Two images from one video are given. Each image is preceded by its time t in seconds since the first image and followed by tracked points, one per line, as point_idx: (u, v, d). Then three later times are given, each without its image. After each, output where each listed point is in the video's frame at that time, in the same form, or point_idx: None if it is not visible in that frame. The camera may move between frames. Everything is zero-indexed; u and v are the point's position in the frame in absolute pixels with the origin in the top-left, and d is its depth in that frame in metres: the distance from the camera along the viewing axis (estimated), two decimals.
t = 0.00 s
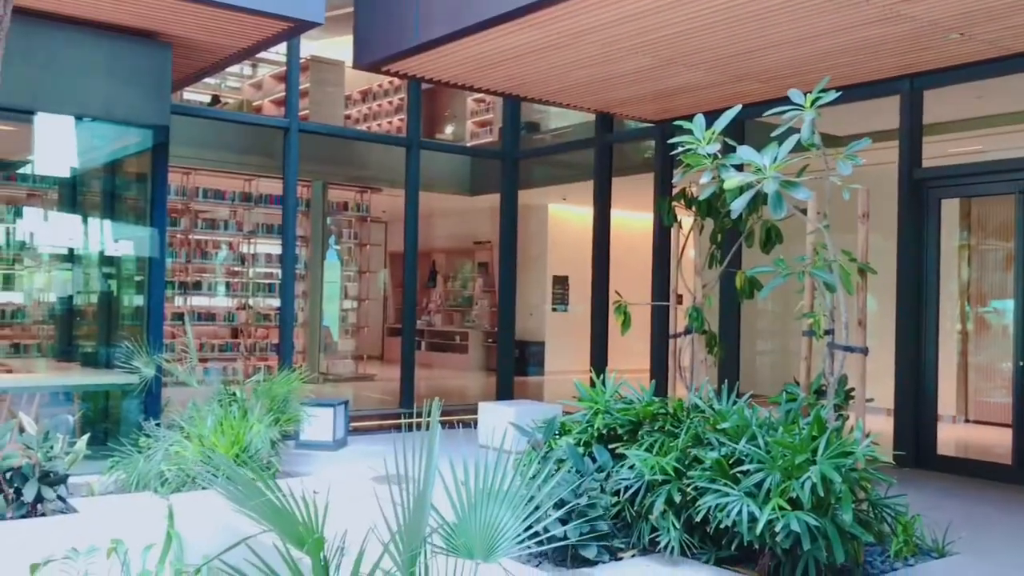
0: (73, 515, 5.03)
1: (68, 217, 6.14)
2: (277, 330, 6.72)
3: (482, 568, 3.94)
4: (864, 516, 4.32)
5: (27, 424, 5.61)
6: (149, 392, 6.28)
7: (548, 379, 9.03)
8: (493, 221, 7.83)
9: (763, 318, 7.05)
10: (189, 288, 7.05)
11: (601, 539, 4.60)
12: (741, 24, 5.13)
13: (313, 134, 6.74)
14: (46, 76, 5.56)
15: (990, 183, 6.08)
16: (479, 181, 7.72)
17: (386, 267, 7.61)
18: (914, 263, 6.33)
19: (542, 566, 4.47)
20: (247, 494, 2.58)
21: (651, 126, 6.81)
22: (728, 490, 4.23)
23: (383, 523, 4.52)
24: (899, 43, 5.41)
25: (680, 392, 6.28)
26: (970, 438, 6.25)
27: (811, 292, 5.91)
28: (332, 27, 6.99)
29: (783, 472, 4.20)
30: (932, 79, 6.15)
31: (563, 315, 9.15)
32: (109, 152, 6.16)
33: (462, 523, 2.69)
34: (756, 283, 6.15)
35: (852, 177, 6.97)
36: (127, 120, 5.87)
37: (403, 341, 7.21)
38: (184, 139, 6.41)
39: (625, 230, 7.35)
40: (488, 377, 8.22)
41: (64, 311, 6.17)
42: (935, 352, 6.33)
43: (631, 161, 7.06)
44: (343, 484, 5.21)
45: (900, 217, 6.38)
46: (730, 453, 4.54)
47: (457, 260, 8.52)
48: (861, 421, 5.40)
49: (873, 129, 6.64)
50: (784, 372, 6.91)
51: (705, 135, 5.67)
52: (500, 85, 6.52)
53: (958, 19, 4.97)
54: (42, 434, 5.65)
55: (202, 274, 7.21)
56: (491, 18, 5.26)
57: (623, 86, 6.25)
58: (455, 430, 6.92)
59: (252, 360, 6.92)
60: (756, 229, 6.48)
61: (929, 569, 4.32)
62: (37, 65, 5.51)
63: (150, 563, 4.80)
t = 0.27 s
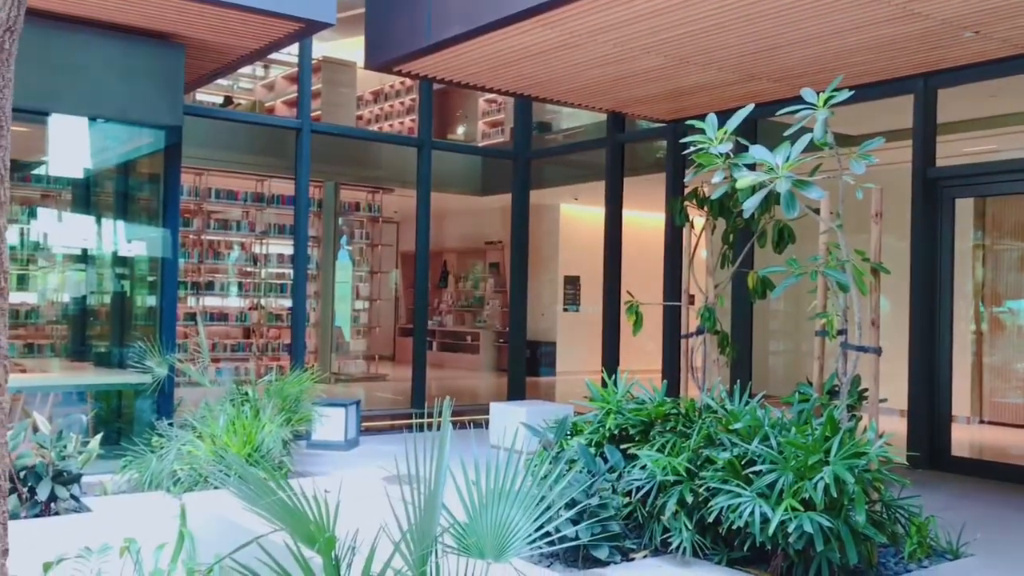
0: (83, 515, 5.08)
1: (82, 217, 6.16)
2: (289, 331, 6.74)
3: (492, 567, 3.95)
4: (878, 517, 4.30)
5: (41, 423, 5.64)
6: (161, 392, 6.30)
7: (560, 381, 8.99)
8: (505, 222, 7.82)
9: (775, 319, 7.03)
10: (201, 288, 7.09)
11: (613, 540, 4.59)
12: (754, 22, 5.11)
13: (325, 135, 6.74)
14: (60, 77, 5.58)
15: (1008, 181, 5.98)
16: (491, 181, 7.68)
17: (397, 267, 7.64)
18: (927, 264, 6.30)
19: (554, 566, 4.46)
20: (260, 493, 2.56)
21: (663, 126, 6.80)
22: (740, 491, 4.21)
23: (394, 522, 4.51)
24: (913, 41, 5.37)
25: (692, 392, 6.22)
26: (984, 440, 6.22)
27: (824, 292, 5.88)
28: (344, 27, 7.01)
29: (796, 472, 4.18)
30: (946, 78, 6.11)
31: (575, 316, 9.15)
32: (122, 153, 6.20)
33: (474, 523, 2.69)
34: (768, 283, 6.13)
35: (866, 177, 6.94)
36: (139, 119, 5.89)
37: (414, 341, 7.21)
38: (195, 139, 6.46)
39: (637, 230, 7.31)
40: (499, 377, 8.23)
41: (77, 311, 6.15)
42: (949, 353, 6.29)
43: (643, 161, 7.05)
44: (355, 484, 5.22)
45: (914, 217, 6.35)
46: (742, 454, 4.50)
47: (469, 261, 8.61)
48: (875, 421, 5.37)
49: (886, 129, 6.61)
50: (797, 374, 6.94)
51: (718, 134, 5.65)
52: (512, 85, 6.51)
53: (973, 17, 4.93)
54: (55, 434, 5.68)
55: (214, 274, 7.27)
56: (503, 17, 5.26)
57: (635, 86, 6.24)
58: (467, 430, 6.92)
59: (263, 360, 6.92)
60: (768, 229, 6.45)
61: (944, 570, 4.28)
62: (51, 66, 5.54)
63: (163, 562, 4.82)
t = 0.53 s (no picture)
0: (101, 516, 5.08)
1: (101, 220, 6.20)
2: (305, 332, 6.77)
3: (510, 567, 3.94)
4: (898, 519, 4.27)
5: (61, 424, 5.68)
6: (180, 394, 6.33)
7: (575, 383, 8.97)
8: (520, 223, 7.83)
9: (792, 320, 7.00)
10: (219, 290, 7.11)
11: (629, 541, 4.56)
12: (772, 22, 5.09)
13: (341, 137, 6.76)
14: (79, 80, 5.63)
15: None
16: (506, 183, 7.69)
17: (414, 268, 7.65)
18: (947, 264, 6.26)
19: (571, 567, 4.44)
20: (276, 493, 2.61)
21: (679, 126, 6.78)
22: (758, 493, 4.19)
23: (411, 521, 4.51)
24: (932, 40, 5.34)
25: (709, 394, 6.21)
26: (1004, 441, 6.24)
27: (842, 293, 5.84)
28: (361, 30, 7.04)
29: (814, 474, 4.15)
30: (966, 77, 6.06)
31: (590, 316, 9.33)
32: (140, 155, 6.23)
33: (491, 523, 2.68)
34: (785, 284, 6.10)
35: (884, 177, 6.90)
36: (157, 121, 5.93)
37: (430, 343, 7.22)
38: (213, 141, 6.49)
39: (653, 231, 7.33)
40: (515, 379, 8.22)
41: (96, 313, 6.22)
42: (969, 355, 6.22)
43: (659, 162, 7.04)
44: (372, 485, 5.23)
45: (934, 218, 6.30)
46: (759, 455, 4.47)
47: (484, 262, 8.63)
48: (894, 422, 5.32)
49: (905, 128, 6.56)
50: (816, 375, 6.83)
51: (735, 134, 5.63)
52: (528, 86, 6.52)
53: (992, 14, 4.90)
54: (74, 435, 5.70)
55: (232, 277, 7.31)
56: (520, 18, 5.26)
57: (652, 86, 6.23)
58: (483, 431, 6.92)
59: (280, 362, 6.94)
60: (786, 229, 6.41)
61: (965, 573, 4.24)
62: (71, 69, 5.59)
63: (181, 562, 4.85)
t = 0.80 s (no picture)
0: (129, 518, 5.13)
1: (129, 225, 6.31)
2: (332, 335, 6.80)
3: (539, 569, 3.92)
4: (930, 523, 4.22)
5: (92, 426, 5.73)
6: (208, 396, 6.36)
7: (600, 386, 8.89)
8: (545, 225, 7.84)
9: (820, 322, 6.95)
10: (246, 294, 7.04)
11: (657, 544, 4.55)
12: (800, 22, 5.07)
13: (367, 141, 6.80)
14: (109, 87, 5.69)
15: None
16: (530, 185, 7.71)
17: (438, 271, 7.59)
18: (977, 265, 6.21)
19: (598, 570, 4.42)
20: (307, 494, 2.63)
21: (705, 128, 6.76)
22: (786, 496, 4.16)
23: (439, 523, 4.52)
24: (961, 39, 5.29)
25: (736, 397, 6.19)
26: None
27: (871, 294, 5.80)
28: (385, 35, 7.08)
29: (843, 477, 4.12)
30: (996, 75, 6.00)
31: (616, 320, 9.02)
32: (168, 160, 6.26)
33: (519, 524, 2.66)
34: (813, 286, 6.07)
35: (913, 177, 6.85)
36: (185, 126, 5.97)
37: (456, 345, 7.25)
38: (240, 147, 6.52)
39: (681, 231, 7.12)
40: (539, 382, 8.22)
41: (126, 316, 6.35)
42: (1000, 356, 6.16)
43: (684, 163, 7.03)
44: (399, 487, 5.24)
45: (964, 218, 6.24)
46: (788, 458, 4.43)
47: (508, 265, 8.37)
48: (924, 425, 5.26)
49: (934, 128, 6.51)
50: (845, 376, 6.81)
51: (762, 134, 5.61)
52: (553, 89, 6.53)
53: None
54: (104, 437, 5.75)
55: (259, 280, 7.25)
56: (546, 20, 5.27)
57: (678, 87, 6.22)
58: (510, 434, 6.92)
59: (306, 365, 6.97)
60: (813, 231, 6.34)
61: None
62: (101, 76, 5.65)
63: (210, 563, 4.88)
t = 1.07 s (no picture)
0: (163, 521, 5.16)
1: (164, 231, 6.38)
2: (364, 339, 6.84)
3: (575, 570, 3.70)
4: (969, 529, 4.16)
5: (128, 429, 5.79)
6: (243, 400, 6.39)
7: (632, 391, 8.83)
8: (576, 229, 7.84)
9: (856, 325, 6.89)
10: (279, 298, 7.27)
11: (691, 549, 4.52)
12: (834, 22, 5.02)
13: (398, 146, 6.81)
14: (145, 95, 5.76)
15: None
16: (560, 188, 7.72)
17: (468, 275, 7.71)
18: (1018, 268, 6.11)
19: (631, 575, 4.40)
20: (342, 497, 2.63)
21: (738, 130, 6.72)
22: (823, 501, 4.06)
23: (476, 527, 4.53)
24: (1001, 37, 5.21)
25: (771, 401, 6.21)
26: None
27: (908, 297, 5.72)
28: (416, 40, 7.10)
29: (881, 481, 4.03)
30: None
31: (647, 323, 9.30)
32: (202, 166, 6.29)
33: (553, 527, 2.64)
34: (849, 288, 6.00)
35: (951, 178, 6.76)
36: (218, 133, 6.02)
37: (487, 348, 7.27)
38: (274, 153, 6.57)
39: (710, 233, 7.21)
40: (570, 386, 8.21)
41: (161, 321, 6.44)
42: None
43: (717, 166, 6.98)
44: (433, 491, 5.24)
45: (1003, 220, 6.15)
46: (824, 462, 4.34)
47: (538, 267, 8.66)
48: (964, 429, 5.16)
49: (971, 128, 6.43)
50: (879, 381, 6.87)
51: (796, 136, 5.54)
52: (584, 92, 6.52)
53: None
54: (141, 441, 5.80)
55: (292, 285, 7.34)
56: (576, 23, 5.26)
57: (711, 88, 6.18)
58: (544, 438, 6.90)
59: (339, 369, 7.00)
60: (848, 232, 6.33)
61: None
62: (136, 83, 5.71)
63: (246, 566, 4.91)
